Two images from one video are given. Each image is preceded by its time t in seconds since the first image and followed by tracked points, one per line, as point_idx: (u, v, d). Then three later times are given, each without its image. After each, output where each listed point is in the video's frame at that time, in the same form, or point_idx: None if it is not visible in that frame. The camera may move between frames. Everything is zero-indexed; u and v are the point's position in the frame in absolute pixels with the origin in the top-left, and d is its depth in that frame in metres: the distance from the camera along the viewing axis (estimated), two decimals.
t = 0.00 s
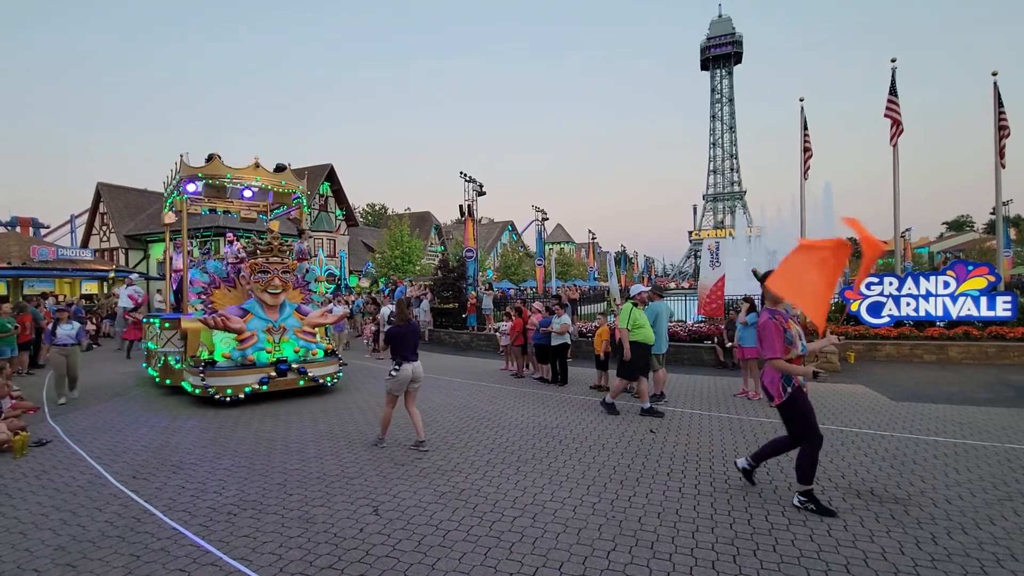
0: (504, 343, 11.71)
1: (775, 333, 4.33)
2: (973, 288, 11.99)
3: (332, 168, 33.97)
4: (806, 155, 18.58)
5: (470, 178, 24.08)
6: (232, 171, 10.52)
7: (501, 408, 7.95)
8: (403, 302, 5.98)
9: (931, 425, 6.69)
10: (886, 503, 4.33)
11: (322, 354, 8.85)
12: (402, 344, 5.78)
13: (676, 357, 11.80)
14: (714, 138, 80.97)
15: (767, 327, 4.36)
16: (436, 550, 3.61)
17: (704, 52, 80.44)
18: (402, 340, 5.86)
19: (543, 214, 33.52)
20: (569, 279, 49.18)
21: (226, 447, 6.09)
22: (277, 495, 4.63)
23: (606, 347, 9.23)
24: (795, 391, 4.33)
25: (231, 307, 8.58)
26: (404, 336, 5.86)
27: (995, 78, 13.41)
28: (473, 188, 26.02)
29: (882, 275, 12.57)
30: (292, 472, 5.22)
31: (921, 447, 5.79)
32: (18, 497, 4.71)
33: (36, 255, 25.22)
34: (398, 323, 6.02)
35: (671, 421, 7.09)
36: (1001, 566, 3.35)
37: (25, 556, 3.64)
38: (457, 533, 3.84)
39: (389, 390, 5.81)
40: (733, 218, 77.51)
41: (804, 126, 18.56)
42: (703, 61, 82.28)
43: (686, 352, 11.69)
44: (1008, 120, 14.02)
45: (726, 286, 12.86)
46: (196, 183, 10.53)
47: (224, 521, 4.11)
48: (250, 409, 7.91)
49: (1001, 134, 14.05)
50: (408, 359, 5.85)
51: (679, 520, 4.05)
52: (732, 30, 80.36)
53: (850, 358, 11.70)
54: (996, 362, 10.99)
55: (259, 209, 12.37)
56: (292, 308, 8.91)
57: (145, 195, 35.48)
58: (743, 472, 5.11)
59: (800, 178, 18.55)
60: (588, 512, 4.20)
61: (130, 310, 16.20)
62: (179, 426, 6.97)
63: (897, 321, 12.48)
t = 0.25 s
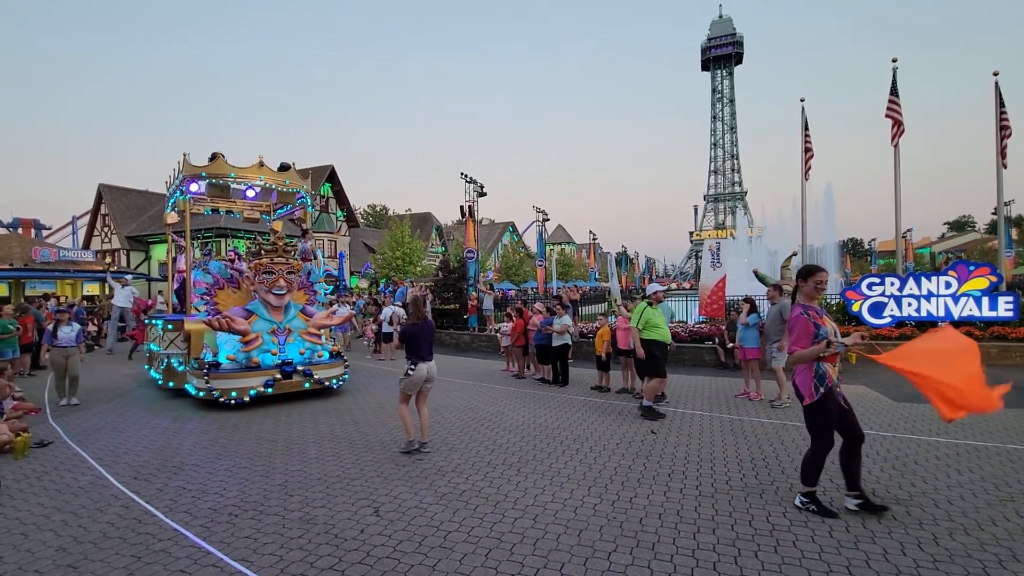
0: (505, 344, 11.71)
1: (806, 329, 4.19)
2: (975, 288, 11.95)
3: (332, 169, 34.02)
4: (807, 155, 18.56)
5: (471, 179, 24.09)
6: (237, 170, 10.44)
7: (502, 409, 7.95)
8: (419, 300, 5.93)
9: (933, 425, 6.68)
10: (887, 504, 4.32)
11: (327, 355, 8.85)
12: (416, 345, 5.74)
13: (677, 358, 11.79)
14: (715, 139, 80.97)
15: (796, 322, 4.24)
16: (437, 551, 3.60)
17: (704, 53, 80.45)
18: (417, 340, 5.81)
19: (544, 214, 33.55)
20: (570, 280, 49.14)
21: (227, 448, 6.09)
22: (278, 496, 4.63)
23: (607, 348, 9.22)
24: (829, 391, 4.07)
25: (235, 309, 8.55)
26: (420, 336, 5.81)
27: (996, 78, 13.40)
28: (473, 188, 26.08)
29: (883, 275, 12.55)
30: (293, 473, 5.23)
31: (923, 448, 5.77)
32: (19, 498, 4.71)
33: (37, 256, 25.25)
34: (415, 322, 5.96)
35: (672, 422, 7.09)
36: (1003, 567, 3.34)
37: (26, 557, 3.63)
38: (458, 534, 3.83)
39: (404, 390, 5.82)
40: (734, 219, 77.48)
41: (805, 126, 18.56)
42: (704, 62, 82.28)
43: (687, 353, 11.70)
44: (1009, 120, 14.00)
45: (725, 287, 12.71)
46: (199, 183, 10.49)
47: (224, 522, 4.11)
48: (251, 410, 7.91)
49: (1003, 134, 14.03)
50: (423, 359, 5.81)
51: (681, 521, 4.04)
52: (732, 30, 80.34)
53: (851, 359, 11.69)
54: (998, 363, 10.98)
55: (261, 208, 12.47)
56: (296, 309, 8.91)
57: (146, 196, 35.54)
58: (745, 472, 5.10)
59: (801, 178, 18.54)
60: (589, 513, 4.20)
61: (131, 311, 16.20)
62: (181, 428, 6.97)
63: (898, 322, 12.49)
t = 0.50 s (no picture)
0: (505, 346, 11.71)
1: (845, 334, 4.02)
2: (975, 289, 11.98)
3: (333, 171, 34.08)
4: (808, 156, 18.57)
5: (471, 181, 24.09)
6: (240, 169, 10.33)
7: (502, 410, 7.96)
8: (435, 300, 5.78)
9: (934, 426, 6.67)
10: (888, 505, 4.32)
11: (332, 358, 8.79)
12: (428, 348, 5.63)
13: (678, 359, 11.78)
14: (715, 140, 81.01)
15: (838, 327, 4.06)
16: (437, 553, 3.60)
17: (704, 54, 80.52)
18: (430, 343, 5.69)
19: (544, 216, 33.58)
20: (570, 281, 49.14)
21: (228, 450, 6.09)
22: (279, 498, 4.63)
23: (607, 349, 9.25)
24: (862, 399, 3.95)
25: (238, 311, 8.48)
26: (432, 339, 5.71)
27: (996, 78, 13.41)
28: (474, 190, 26.16)
29: (883, 275, 12.55)
30: (293, 474, 5.23)
31: (925, 449, 5.76)
32: (21, 500, 4.72)
33: (39, 258, 25.28)
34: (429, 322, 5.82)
35: (672, 423, 7.09)
36: (1005, 569, 3.33)
37: (27, 560, 3.63)
38: (459, 536, 3.83)
39: (419, 396, 5.62)
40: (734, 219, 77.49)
41: (805, 127, 18.57)
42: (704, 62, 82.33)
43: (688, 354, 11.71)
44: (1009, 120, 14.01)
45: (725, 288, 12.71)
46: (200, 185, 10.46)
47: (225, 524, 4.11)
48: (252, 412, 7.91)
49: (1003, 135, 14.03)
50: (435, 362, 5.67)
51: (681, 522, 4.04)
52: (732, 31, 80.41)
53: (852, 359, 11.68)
54: (999, 363, 10.96)
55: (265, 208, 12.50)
56: (301, 311, 8.86)
57: (147, 198, 35.56)
58: (746, 473, 5.10)
59: (801, 179, 18.55)
60: (589, 515, 4.20)
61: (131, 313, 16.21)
62: (181, 430, 6.97)
63: (899, 322, 12.50)
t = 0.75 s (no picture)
0: (505, 346, 11.70)
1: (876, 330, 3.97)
2: (974, 289, 12.00)
3: (332, 172, 34.09)
4: (806, 156, 18.59)
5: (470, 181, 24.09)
6: (241, 168, 10.37)
7: (502, 411, 7.96)
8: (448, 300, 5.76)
9: (933, 426, 6.67)
10: (888, 505, 4.32)
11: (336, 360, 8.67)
12: (442, 348, 5.57)
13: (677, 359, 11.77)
14: (714, 140, 81.10)
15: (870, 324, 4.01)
16: (437, 554, 3.59)
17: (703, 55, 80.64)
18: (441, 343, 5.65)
19: (543, 216, 33.61)
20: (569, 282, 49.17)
21: (227, 452, 6.08)
22: (278, 499, 4.63)
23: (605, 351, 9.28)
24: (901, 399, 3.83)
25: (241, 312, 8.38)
26: (443, 339, 5.65)
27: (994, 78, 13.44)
28: (472, 191, 26.21)
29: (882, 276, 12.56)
30: (292, 476, 5.23)
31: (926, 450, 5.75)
32: (19, 502, 4.70)
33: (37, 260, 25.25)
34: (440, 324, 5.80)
35: (671, 423, 7.10)
36: (1004, 569, 3.33)
37: (25, 562, 3.62)
38: (458, 537, 3.83)
39: (430, 398, 5.59)
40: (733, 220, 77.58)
41: (804, 127, 18.60)
42: (702, 63, 82.44)
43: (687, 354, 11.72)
44: (1007, 120, 14.03)
45: (724, 288, 12.72)
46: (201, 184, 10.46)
47: (224, 526, 4.11)
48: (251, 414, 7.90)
49: (1001, 135, 14.06)
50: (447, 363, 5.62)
51: (681, 523, 4.04)
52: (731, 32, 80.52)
53: (851, 359, 11.69)
54: (998, 363, 10.97)
55: (267, 208, 12.59)
56: (304, 312, 8.77)
57: (146, 199, 35.52)
58: (746, 474, 5.10)
59: (800, 179, 18.57)
60: (589, 515, 4.20)
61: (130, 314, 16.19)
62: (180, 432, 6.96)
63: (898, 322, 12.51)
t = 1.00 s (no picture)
0: (504, 347, 11.69)
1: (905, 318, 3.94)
2: (971, 289, 12.03)
3: (330, 173, 34.07)
4: (804, 157, 18.62)
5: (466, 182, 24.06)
6: (243, 167, 10.32)
7: (500, 411, 7.96)
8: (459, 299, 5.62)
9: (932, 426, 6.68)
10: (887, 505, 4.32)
11: (340, 362, 8.58)
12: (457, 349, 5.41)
13: (676, 359, 11.76)
14: (711, 141, 81.21)
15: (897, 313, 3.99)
16: (436, 555, 3.59)
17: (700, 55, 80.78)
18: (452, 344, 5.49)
19: (541, 217, 33.65)
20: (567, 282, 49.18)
21: (224, 453, 6.07)
22: (276, 501, 4.62)
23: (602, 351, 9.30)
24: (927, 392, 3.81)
25: (243, 313, 8.24)
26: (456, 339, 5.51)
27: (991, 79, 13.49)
28: (470, 191, 26.26)
29: (880, 276, 12.58)
30: (290, 477, 5.22)
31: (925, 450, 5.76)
32: (15, 505, 4.68)
33: (34, 261, 25.17)
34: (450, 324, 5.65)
35: (669, 424, 7.11)
36: (1004, 568, 3.33)
37: (22, 565, 3.61)
38: (457, 538, 3.83)
39: (440, 400, 5.40)
40: (731, 220, 77.70)
41: (801, 128, 18.63)
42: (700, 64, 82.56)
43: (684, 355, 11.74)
44: (1004, 121, 14.07)
45: (723, 288, 12.76)
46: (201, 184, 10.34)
47: (222, 527, 4.10)
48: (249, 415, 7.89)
49: (998, 135, 14.09)
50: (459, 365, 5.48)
51: (679, 523, 4.04)
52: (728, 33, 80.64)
53: (849, 359, 11.71)
54: (995, 363, 10.99)
55: (267, 208, 12.49)
56: (307, 313, 8.68)
57: (144, 200, 35.43)
58: (743, 474, 5.11)
59: (798, 179, 18.60)
60: (588, 516, 4.19)
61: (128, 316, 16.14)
62: (178, 433, 6.95)
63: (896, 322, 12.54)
